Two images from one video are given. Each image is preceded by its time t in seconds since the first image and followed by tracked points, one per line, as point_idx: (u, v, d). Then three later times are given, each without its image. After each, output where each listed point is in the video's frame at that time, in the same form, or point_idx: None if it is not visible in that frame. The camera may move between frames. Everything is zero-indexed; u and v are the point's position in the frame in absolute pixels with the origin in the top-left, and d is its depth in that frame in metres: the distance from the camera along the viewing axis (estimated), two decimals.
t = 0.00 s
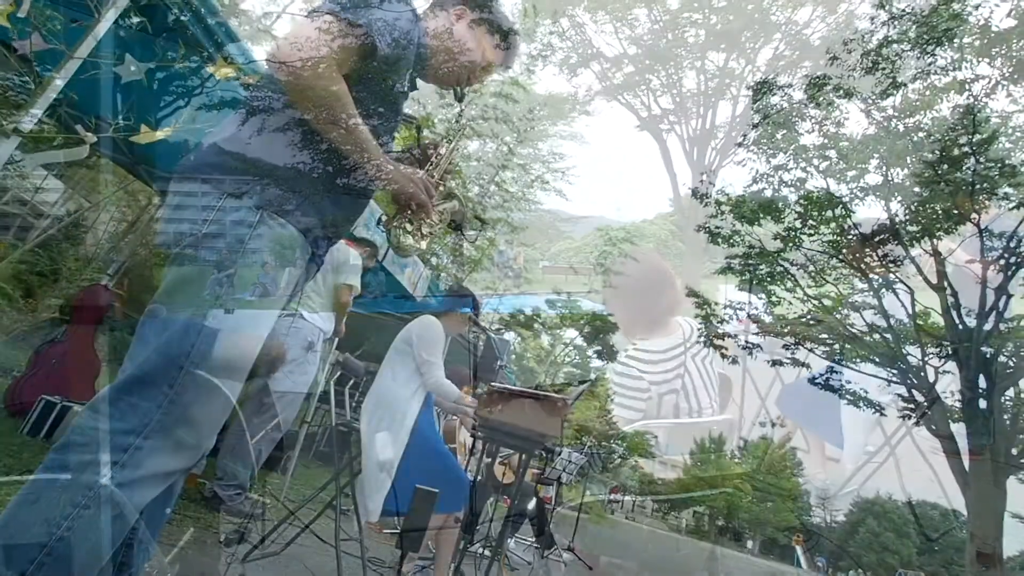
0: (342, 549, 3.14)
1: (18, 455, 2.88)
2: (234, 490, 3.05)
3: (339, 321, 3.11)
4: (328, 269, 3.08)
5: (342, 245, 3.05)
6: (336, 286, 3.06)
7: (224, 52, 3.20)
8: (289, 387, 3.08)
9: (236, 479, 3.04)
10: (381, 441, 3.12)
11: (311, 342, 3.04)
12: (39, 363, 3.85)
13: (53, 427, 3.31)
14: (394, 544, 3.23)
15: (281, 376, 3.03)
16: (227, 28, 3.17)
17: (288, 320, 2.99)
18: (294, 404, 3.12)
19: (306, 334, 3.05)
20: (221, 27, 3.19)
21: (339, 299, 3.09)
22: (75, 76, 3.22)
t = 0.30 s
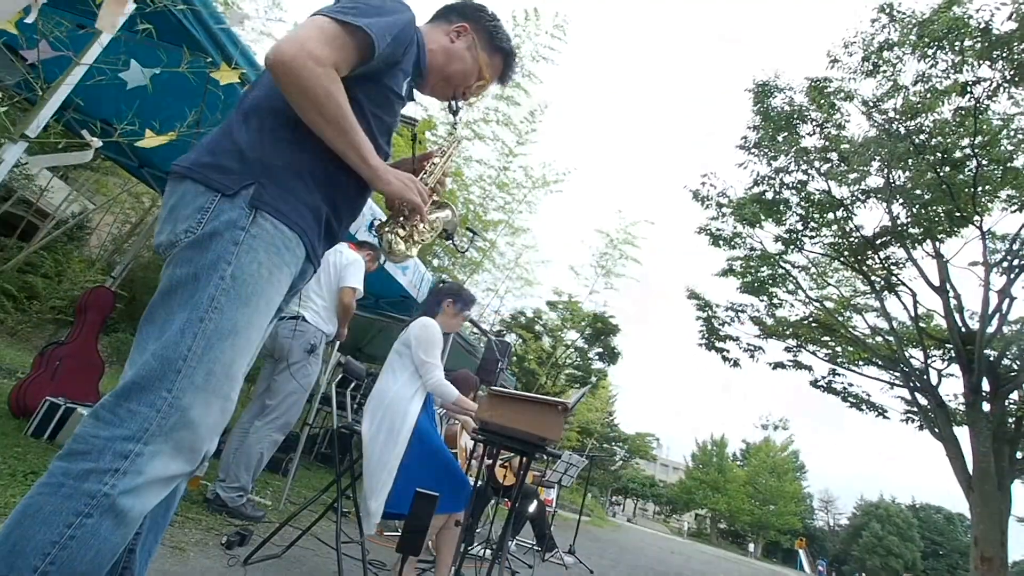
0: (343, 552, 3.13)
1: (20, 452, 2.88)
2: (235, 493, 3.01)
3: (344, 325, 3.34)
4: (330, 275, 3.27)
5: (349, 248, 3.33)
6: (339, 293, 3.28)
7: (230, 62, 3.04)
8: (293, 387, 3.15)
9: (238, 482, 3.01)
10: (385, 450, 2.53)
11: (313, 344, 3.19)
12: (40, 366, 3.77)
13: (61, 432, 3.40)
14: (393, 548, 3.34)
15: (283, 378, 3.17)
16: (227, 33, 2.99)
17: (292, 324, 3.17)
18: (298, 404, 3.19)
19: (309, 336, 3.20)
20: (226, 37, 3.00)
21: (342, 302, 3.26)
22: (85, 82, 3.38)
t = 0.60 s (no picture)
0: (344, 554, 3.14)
1: (21, 456, 2.88)
2: (236, 497, 3.00)
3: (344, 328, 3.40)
4: (330, 280, 3.31)
5: (349, 252, 3.40)
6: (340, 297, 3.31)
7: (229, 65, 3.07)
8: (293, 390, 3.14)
9: (238, 484, 3.00)
10: (385, 455, 2.53)
11: (315, 348, 3.21)
12: (41, 369, 3.80)
13: (62, 435, 3.41)
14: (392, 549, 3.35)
15: (283, 380, 3.18)
16: (230, 39, 3.00)
17: (294, 328, 3.18)
18: (297, 407, 3.19)
19: (311, 340, 3.22)
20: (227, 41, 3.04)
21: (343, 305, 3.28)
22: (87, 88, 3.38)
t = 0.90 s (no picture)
0: (341, 552, 3.15)
1: (18, 456, 2.88)
2: (234, 496, 3.00)
3: (341, 328, 3.41)
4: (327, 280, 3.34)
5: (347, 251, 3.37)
6: (336, 297, 3.33)
7: (224, 67, 3.05)
8: (291, 390, 3.15)
9: (236, 484, 3.00)
10: (382, 454, 2.53)
11: (313, 348, 3.22)
12: (37, 369, 3.79)
13: (58, 435, 3.40)
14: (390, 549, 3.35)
15: (281, 380, 3.16)
16: (226, 38, 3.00)
17: (291, 328, 3.19)
18: (296, 407, 3.19)
19: (309, 341, 3.23)
20: (223, 42, 3.02)
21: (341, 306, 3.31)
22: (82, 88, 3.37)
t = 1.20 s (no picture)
0: (341, 555, 3.13)
1: (15, 459, 2.86)
2: (233, 498, 2.99)
3: (339, 328, 3.39)
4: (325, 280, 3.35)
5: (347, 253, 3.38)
6: (336, 297, 3.34)
7: (222, 69, 3.04)
8: (290, 392, 3.14)
9: (235, 486, 2.99)
10: (380, 453, 2.52)
11: (311, 349, 3.20)
12: (35, 371, 3.77)
13: (56, 437, 3.38)
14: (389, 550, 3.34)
15: (280, 382, 3.14)
16: (223, 40, 2.99)
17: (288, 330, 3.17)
18: (294, 408, 3.18)
19: (307, 342, 3.21)
20: (221, 44, 3.01)
21: (340, 308, 3.33)
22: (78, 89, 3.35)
